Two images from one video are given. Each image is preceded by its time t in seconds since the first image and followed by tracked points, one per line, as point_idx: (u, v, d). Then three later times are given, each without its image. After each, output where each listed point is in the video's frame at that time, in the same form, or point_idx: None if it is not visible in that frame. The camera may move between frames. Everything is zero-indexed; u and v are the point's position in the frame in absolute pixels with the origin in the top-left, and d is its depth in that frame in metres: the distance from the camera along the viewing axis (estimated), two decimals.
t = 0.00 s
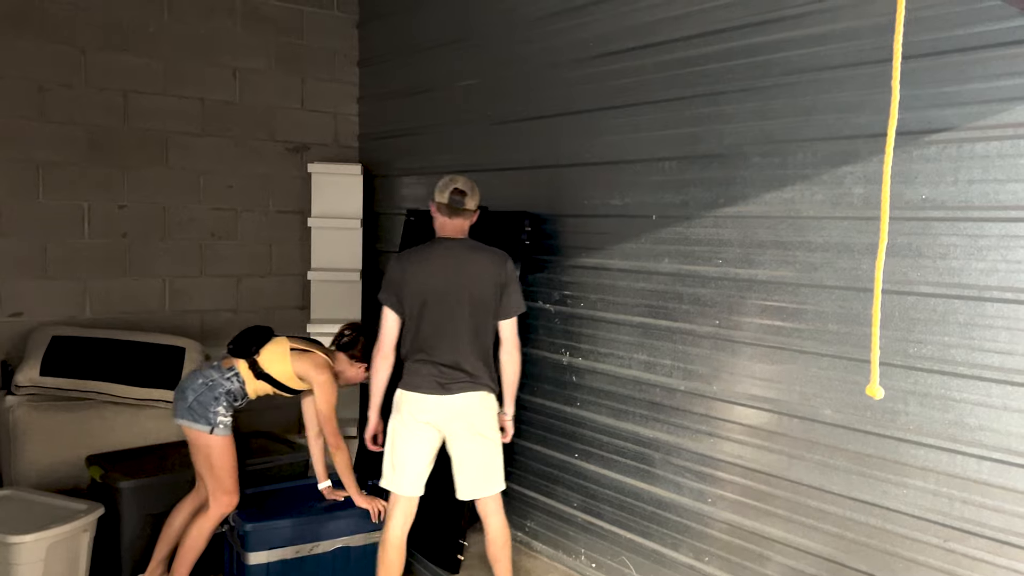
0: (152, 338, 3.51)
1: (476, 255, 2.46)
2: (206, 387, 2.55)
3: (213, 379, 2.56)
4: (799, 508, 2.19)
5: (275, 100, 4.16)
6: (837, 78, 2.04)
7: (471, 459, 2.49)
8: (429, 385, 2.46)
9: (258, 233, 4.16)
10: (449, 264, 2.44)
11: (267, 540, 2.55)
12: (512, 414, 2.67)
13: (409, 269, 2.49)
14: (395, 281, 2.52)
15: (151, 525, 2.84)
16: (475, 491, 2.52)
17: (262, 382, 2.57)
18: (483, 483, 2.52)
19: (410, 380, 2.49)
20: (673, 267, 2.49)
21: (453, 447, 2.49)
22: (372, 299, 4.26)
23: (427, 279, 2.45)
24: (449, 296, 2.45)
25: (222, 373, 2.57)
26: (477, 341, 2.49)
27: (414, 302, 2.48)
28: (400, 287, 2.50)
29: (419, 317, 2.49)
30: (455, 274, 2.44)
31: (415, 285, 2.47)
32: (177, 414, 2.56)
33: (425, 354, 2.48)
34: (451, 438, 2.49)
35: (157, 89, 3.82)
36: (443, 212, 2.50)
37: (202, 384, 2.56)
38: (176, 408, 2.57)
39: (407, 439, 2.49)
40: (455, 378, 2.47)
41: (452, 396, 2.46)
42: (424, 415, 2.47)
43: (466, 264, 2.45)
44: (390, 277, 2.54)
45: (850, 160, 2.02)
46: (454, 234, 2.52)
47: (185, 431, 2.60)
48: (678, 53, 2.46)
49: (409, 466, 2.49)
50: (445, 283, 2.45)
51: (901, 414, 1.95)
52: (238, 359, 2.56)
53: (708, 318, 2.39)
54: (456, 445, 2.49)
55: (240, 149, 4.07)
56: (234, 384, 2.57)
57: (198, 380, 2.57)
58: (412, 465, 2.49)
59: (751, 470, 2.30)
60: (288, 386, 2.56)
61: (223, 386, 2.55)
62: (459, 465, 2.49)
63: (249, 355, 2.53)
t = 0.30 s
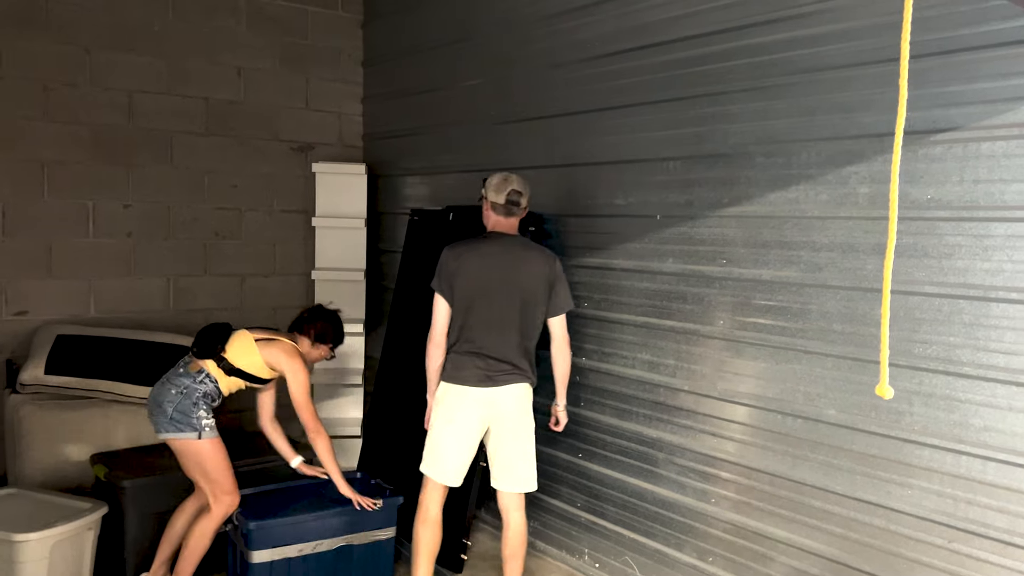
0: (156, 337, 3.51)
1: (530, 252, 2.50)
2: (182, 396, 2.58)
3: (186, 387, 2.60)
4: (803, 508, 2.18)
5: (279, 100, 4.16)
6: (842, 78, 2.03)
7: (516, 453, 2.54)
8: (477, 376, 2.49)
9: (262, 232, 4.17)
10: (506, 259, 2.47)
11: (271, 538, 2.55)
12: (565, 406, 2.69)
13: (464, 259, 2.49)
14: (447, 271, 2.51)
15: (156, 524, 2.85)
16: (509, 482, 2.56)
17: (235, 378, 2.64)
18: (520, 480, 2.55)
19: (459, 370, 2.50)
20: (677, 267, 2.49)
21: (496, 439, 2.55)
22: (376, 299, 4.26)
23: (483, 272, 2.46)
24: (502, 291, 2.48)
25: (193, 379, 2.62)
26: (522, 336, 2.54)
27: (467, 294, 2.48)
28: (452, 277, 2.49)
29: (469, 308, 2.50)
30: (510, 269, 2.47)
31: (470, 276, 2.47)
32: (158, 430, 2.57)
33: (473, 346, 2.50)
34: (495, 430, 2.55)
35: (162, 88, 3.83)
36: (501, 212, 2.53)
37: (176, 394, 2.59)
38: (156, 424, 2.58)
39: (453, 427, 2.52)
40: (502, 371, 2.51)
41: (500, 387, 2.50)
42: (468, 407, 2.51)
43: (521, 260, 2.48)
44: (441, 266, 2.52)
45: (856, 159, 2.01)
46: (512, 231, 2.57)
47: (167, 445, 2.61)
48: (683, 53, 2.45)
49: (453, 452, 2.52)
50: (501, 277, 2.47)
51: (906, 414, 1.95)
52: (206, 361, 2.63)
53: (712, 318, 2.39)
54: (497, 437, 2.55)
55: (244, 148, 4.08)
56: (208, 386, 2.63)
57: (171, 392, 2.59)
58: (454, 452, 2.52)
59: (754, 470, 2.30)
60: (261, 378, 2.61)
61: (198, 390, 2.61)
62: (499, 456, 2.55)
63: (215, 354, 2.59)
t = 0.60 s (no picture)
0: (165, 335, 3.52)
1: (558, 254, 2.51)
2: (180, 394, 2.57)
3: (182, 385, 2.59)
4: (810, 509, 2.18)
5: (287, 99, 4.17)
6: (851, 77, 2.02)
7: (535, 449, 2.55)
8: (504, 372, 2.48)
9: (269, 231, 4.18)
10: (536, 257, 2.48)
11: (278, 536, 2.56)
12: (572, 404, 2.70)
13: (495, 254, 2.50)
14: (478, 266, 2.52)
15: (163, 522, 2.86)
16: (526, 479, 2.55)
17: (225, 364, 2.65)
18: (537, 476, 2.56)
19: (485, 366, 2.49)
20: (685, 267, 2.48)
21: (515, 435, 2.55)
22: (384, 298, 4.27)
23: (514, 268, 2.47)
24: (531, 289, 2.48)
25: (187, 376, 2.60)
26: (548, 335, 2.54)
27: (497, 290, 2.49)
28: (484, 273, 2.50)
29: (498, 304, 2.50)
30: (540, 267, 2.48)
31: (500, 272, 2.48)
32: (161, 433, 2.55)
33: (500, 342, 2.50)
34: (515, 427, 2.54)
35: (170, 87, 3.84)
36: (532, 213, 2.55)
37: (173, 394, 2.57)
38: (157, 426, 2.57)
39: (474, 423, 2.50)
40: (527, 369, 2.51)
41: (524, 384, 2.50)
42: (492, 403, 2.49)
43: (551, 260, 2.49)
44: (472, 261, 2.53)
45: (864, 159, 2.00)
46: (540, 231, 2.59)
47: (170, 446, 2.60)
48: (691, 52, 2.45)
49: (474, 448, 2.51)
50: (531, 275, 2.48)
51: (914, 415, 1.94)
52: (193, 354, 2.61)
53: (720, 317, 2.39)
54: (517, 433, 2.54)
55: (252, 147, 4.09)
56: (202, 378, 2.62)
57: (167, 392, 2.57)
58: (475, 448, 2.50)
59: (761, 470, 2.29)
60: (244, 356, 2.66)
61: (195, 385, 2.60)
62: (517, 453, 2.55)
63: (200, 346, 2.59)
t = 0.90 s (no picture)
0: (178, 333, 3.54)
1: (574, 254, 2.50)
2: (173, 385, 2.58)
3: (176, 376, 2.60)
4: (822, 510, 2.16)
5: (300, 98, 4.18)
6: (865, 76, 2.01)
7: (553, 451, 2.56)
8: (523, 374, 2.48)
9: (282, 229, 4.19)
10: (553, 257, 2.47)
11: (289, 533, 2.57)
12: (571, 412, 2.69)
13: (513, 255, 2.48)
14: (495, 268, 2.50)
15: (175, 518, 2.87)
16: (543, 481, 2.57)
17: (217, 359, 2.69)
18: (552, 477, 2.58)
19: (504, 368, 2.48)
20: (697, 266, 2.47)
21: (533, 436, 2.55)
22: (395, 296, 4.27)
23: (532, 269, 2.46)
24: (548, 290, 2.47)
25: (180, 367, 2.62)
26: (563, 334, 2.53)
27: (515, 291, 2.47)
28: (501, 274, 2.48)
29: (515, 306, 2.49)
30: (558, 268, 2.47)
31: (518, 273, 2.46)
32: (153, 423, 2.55)
33: (518, 344, 2.49)
34: (533, 428, 2.55)
35: (184, 85, 3.86)
36: (548, 212, 2.54)
37: (167, 384, 2.58)
38: (148, 417, 2.57)
39: (495, 425, 2.49)
40: (545, 370, 2.50)
41: (544, 386, 2.50)
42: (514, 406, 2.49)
43: (568, 260, 2.49)
44: (489, 262, 2.51)
45: (878, 158, 1.99)
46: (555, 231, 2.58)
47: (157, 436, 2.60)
48: (704, 51, 2.44)
49: (495, 451, 2.51)
50: (549, 276, 2.47)
51: (928, 416, 1.93)
52: (188, 347, 2.63)
53: (732, 317, 2.38)
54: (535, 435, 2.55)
55: (265, 146, 4.10)
56: (195, 371, 2.64)
57: (160, 382, 2.58)
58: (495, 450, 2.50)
59: (774, 471, 2.28)
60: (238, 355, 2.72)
61: (188, 377, 2.61)
62: (535, 455, 2.56)
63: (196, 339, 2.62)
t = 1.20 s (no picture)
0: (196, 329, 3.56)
1: (590, 252, 2.49)
2: (180, 377, 2.60)
3: (182, 369, 2.62)
4: (840, 510, 2.15)
5: (318, 96, 4.19)
6: (887, 73, 1.99)
7: (573, 450, 2.59)
8: (549, 379, 2.47)
9: (299, 226, 4.21)
10: (573, 259, 2.45)
11: (306, 529, 2.58)
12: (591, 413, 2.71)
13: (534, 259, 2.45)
14: (516, 274, 2.46)
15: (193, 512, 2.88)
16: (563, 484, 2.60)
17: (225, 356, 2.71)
18: (569, 478, 2.60)
19: (530, 374, 2.47)
20: (715, 264, 2.46)
21: (556, 439, 2.55)
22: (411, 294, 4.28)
23: (554, 273, 2.43)
24: (570, 292, 2.46)
25: (187, 361, 2.64)
26: (582, 335, 2.53)
27: (540, 296, 2.45)
28: (525, 279, 2.45)
29: (539, 310, 2.46)
30: (578, 269, 2.45)
31: (542, 277, 2.44)
32: (159, 415, 2.57)
33: (542, 349, 2.47)
34: (556, 431, 2.55)
35: (203, 83, 3.88)
36: (562, 209, 2.53)
37: (174, 377, 2.60)
38: (154, 409, 2.58)
39: (519, 431, 2.48)
40: (568, 372, 2.51)
41: (567, 389, 2.51)
42: (539, 411, 2.48)
43: (587, 260, 2.47)
44: (509, 268, 2.47)
45: (900, 156, 1.97)
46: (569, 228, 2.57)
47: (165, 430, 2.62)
48: (723, 48, 2.43)
49: (526, 458, 2.49)
50: (570, 278, 2.45)
51: (949, 417, 1.91)
52: (197, 342, 2.66)
53: (750, 317, 2.37)
54: (558, 438, 2.55)
55: (283, 144, 4.12)
56: (202, 366, 2.66)
57: (167, 375, 2.61)
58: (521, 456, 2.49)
59: (791, 471, 2.27)
60: (246, 355, 2.73)
61: (195, 370, 2.64)
62: (558, 458, 2.57)
63: (204, 335, 2.64)
